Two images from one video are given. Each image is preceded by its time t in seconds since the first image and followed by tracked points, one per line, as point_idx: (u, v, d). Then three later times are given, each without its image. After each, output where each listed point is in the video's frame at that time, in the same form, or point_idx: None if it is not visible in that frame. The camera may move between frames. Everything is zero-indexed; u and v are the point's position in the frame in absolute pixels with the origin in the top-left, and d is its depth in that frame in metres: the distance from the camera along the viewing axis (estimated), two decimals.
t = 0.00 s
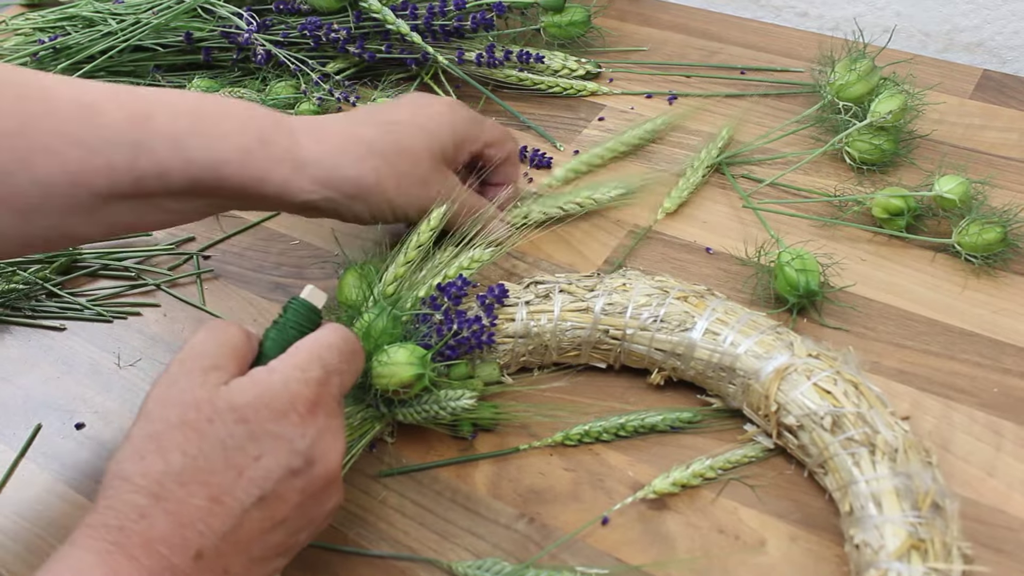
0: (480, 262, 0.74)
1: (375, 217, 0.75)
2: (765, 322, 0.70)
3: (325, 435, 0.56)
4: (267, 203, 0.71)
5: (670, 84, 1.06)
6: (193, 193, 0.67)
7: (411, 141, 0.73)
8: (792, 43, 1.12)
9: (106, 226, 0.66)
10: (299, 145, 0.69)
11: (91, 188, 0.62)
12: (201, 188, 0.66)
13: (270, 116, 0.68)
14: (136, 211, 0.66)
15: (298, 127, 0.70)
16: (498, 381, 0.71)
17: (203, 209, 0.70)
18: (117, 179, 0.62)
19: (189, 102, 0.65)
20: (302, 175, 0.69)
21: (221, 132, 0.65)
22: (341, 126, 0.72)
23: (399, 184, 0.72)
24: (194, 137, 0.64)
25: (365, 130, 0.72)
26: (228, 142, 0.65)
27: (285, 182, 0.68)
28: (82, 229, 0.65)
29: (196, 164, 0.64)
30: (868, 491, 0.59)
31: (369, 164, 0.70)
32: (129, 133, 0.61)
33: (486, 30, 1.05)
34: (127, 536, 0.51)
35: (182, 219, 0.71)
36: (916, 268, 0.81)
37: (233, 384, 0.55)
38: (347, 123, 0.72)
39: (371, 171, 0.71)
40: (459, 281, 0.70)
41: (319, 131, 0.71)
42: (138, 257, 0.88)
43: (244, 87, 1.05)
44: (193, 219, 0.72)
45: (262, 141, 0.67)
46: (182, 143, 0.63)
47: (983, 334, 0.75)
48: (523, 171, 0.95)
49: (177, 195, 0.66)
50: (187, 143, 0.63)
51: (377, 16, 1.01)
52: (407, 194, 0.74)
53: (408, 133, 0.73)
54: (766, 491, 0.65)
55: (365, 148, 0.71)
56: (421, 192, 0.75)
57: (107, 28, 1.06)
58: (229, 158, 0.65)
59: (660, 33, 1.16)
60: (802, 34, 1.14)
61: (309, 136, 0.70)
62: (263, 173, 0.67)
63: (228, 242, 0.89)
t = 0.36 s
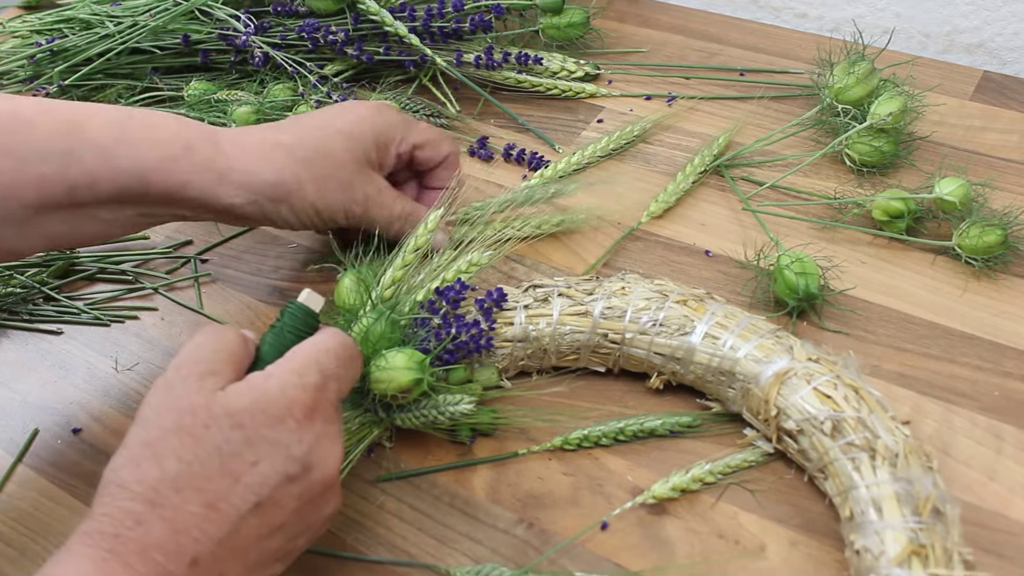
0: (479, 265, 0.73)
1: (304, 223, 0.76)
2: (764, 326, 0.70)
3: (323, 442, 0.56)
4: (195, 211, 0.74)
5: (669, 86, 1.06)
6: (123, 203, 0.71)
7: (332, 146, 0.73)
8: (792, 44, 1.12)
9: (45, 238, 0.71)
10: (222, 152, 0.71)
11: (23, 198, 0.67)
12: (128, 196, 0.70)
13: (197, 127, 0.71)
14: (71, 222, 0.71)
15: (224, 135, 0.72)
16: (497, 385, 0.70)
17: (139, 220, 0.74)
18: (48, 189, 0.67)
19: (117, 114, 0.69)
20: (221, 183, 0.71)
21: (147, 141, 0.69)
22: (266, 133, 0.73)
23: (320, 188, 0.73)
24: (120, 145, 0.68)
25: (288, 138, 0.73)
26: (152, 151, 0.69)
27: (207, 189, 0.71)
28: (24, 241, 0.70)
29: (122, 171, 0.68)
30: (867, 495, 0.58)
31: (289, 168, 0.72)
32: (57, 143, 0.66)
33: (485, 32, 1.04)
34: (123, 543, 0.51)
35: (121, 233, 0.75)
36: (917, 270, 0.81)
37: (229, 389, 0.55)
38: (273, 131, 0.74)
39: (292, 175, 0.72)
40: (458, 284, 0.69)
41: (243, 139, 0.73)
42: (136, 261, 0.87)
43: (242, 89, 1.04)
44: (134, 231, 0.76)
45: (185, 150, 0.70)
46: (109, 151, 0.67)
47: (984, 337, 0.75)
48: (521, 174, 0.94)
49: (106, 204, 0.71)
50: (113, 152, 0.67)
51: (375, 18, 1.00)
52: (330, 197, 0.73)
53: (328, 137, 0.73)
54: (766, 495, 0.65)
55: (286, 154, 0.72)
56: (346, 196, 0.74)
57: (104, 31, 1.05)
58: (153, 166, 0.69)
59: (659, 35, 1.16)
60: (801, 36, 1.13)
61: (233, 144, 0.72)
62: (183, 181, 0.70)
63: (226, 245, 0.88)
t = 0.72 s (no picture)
0: (481, 268, 0.73)
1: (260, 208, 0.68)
2: (767, 330, 0.70)
3: (325, 447, 0.56)
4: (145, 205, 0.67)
5: (672, 89, 1.06)
6: (65, 201, 0.64)
7: (280, 125, 0.67)
8: (795, 47, 1.12)
9: None
10: (163, 137, 0.62)
11: None
12: (66, 196, 0.62)
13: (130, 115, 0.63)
14: (21, 224, 0.66)
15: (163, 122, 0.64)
16: (499, 388, 0.70)
17: (88, 218, 0.68)
18: None
19: (45, 108, 0.61)
20: (163, 167, 0.61)
21: (75, 131, 0.60)
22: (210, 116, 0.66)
23: (276, 169, 0.66)
24: (48, 139, 0.59)
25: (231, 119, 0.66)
26: (81, 141, 0.59)
27: (150, 177, 0.61)
28: None
29: (55, 167, 0.59)
30: (871, 501, 0.58)
31: (240, 149, 0.64)
32: None
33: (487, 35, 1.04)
34: (126, 548, 0.51)
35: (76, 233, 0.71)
36: (920, 275, 0.81)
37: (231, 394, 0.55)
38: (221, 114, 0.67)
39: (244, 159, 0.64)
40: (460, 288, 0.69)
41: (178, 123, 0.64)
42: (137, 262, 0.87)
43: (244, 91, 1.04)
44: (87, 230, 0.70)
45: (120, 137, 0.61)
46: (47, 146, 0.59)
47: (987, 342, 0.74)
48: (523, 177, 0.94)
49: (48, 202, 0.63)
50: (47, 144, 0.59)
51: (377, 20, 1.00)
52: (287, 181, 0.66)
53: (276, 120, 0.67)
54: (769, 500, 0.65)
55: (234, 133, 0.65)
56: (304, 178, 0.68)
57: (106, 32, 1.05)
58: (90, 158, 0.60)
59: (662, 38, 1.16)
60: (804, 39, 1.13)
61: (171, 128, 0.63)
62: (118, 170, 0.60)
63: (228, 247, 0.88)
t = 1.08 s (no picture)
0: (484, 268, 0.73)
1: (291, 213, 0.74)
2: (770, 332, 0.69)
3: (327, 448, 0.55)
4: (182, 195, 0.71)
5: (676, 89, 1.06)
6: (110, 190, 0.68)
7: (332, 145, 0.71)
8: (800, 48, 1.11)
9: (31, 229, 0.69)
10: (217, 139, 0.68)
11: (10, 190, 0.64)
12: (113, 184, 0.67)
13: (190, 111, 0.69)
14: (60, 214, 0.69)
15: (219, 124, 0.69)
16: (501, 389, 0.70)
17: (124, 209, 0.71)
18: (35, 181, 0.64)
19: (103, 99, 0.66)
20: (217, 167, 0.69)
21: (144, 130, 0.66)
22: (261, 118, 0.71)
23: (316, 183, 0.71)
24: (109, 134, 0.65)
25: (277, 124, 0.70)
26: (150, 139, 0.66)
27: (205, 175, 0.69)
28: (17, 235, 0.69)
29: (108, 160, 0.65)
30: (874, 505, 0.58)
31: (286, 160, 0.69)
32: (41, 134, 0.63)
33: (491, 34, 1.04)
34: (126, 550, 0.51)
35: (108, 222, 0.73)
36: (924, 277, 0.81)
37: (235, 395, 0.55)
38: (272, 117, 0.71)
39: (289, 168, 0.69)
40: (462, 288, 0.69)
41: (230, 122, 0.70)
42: (140, 262, 0.87)
43: (247, 89, 1.04)
44: (122, 222, 0.74)
45: (185, 138, 0.68)
46: (95, 138, 0.65)
47: (991, 346, 0.74)
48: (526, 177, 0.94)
49: (97, 194, 0.68)
50: (100, 139, 0.65)
51: (381, 19, 1.00)
52: (324, 195, 0.71)
53: (328, 137, 0.71)
54: (771, 504, 0.64)
55: (284, 143, 0.69)
56: (342, 197, 0.72)
57: (109, 30, 1.05)
58: (154, 155, 0.67)
59: (666, 38, 1.15)
60: (809, 39, 1.13)
61: (225, 131, 0.69)
62: (182, 169, 0.68)
63: (232, 247, 0.88)
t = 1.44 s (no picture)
0: (485, 267, 0.73)
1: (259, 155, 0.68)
2: (772, 331, 0.69)
3: (324, 446, 0.55)
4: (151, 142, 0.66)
5: (677, 88, 1.05)
6: (72, 138, 0.64)
7: (303, 87, 0.67)
8: (801, 47, 1.11)
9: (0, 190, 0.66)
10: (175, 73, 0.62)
11: None
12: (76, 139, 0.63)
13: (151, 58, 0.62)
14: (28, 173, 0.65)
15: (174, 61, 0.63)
16: (502, 389, 0.70)
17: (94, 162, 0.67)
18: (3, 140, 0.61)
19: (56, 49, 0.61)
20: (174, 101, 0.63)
21: (107, 78, 0.61)
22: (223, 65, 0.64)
23: (282, 123, 0.65)
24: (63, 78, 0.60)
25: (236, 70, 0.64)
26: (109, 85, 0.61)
27: (162, 109, 0.62)
28: None
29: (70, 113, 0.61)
30: (876, 504, 0.58)
31: (247, 96, 0.64)
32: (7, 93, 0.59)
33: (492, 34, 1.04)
34: (128, 549, 0.51)
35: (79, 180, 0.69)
36: (925, 276, 0.81)
37: (231, 393, 0.55)
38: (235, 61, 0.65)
39: (249, 106, 0.64)
40: (464, 287, 0.69)
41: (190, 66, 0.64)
42: (139, 261, 0.87)
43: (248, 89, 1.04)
44: (97, 170, 0.69)
45: (139, 87, 0.61)
46: (49, 84, 0.60)
47: (993, 344, 0.74)
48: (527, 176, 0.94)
49: (54, 141, 0.64)
50: (54, 84, 0.60)
51: (381, 19, 1.00)
52: (291, 136, 0.66)
53: (298, 79, 0.67)
54: (772, 502, 0.64)
55: (248, 81, 0.64)
56: (307, 141, 0.67)
57: (110, 30, 1.05)
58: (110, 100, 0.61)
59: (667, 37, 1.15)
60: (810, 39, 1.13)
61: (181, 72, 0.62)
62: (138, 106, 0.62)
63: (232, 246, 0.88)
